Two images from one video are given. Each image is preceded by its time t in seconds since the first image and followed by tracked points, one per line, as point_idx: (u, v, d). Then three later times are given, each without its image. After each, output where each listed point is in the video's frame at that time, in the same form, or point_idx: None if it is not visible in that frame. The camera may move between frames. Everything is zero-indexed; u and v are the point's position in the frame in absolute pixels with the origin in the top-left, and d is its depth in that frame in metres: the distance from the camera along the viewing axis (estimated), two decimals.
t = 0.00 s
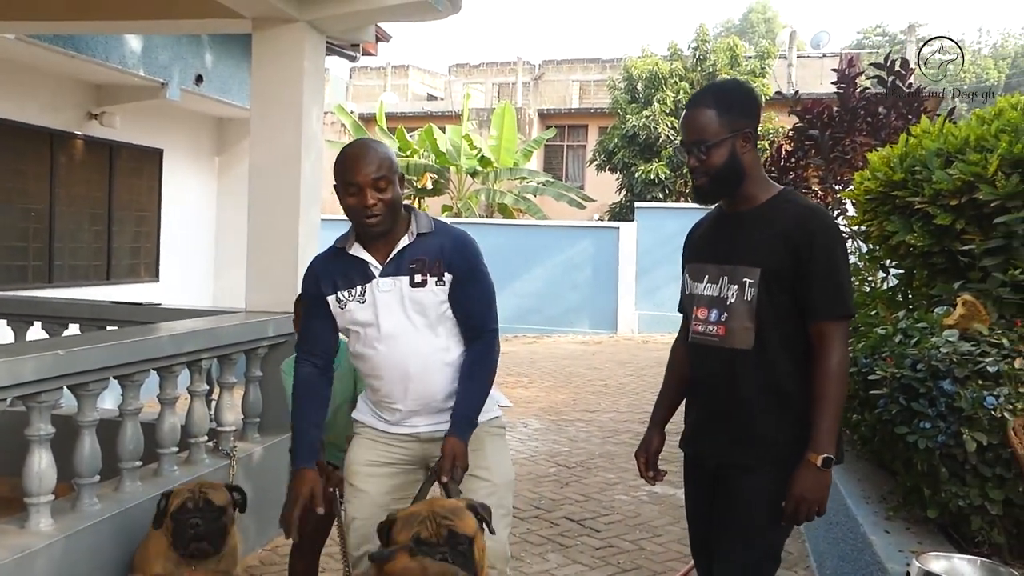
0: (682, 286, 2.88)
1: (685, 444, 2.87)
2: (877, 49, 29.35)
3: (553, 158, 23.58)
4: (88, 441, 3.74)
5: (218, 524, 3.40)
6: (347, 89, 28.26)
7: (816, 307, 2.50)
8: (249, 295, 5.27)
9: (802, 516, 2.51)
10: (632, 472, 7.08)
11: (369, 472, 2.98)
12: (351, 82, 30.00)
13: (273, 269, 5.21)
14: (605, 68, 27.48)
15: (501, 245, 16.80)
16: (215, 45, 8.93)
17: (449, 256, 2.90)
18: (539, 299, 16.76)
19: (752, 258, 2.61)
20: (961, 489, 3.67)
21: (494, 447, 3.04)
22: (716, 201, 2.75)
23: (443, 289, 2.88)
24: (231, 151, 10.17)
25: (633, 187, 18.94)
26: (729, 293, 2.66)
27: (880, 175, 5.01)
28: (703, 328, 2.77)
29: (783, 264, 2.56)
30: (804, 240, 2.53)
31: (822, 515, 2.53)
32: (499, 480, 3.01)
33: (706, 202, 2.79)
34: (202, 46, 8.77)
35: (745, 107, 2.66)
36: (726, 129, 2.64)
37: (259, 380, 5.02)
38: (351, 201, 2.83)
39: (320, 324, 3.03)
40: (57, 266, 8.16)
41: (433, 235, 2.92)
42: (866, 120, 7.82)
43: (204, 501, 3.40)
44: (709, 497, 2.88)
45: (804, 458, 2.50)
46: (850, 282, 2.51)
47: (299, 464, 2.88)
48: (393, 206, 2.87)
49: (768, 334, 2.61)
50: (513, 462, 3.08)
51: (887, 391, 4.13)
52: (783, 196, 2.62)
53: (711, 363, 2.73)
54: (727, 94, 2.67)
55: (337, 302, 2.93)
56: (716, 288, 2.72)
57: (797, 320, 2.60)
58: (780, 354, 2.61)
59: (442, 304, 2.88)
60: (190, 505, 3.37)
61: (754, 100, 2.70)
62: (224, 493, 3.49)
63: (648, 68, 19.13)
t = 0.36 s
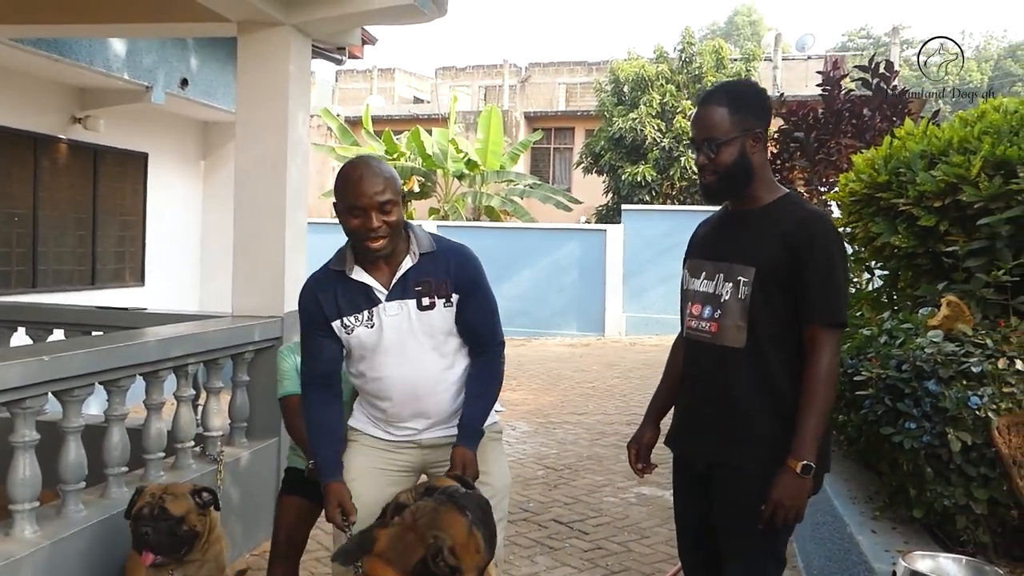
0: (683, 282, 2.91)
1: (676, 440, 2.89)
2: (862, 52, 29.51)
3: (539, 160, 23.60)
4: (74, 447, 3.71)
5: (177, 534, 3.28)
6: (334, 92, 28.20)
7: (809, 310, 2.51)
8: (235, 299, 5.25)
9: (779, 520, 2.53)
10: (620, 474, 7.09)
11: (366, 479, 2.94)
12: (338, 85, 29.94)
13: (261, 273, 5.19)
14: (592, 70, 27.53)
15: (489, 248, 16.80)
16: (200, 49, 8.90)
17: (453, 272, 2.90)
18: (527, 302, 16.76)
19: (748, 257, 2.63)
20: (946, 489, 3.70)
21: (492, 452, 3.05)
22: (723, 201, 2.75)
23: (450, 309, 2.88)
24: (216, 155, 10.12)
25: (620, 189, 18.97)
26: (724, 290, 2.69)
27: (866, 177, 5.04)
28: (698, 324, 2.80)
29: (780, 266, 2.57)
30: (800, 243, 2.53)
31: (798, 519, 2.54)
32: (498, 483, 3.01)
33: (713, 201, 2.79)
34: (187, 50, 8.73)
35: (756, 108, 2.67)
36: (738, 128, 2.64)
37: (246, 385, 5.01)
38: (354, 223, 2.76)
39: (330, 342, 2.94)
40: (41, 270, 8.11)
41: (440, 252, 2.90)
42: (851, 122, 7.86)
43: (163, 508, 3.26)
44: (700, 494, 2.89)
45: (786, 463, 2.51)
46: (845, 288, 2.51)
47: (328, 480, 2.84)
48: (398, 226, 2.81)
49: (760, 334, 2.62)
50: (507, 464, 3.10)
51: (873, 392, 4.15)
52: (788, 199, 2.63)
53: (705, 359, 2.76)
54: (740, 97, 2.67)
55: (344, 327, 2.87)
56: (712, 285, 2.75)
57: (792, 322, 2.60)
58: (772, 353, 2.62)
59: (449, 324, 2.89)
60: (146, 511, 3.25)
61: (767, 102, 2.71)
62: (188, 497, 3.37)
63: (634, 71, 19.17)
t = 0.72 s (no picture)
0: (697, 284, 2.92)
1: (687, 445, 2.89)
2: (846, 54, 29.68)
3: (527, 162, 23.61)
4: (59, 451, 3.69)
5: (149, 558, 3.23)
6: (320, 94, 28.14)
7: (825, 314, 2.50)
8: (221, 300, 5.24)
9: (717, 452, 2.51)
10: (608, 475, 7.10)
11: (353, 479, 2.90)
12: (323, 87, 29.88)
13: (248, 275, 5.18)
14: (579, 72, 27.56)
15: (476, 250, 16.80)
16: (185, 50, 8.86)
17: (462, 267, 2.93)
18: (514, 303, 16.78)
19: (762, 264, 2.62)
20: (931, 489, 3.73)
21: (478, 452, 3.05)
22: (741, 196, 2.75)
23: (455, 301, 2.91)
24: (202, 157, 10.07)
25: (608, 191, 18.99)
26: (737, 296, 2.69)
27: (851, 178, 5.06)
28: (710, 328, 2.81)
29: (795, 272, 2.56)
30: (816, 249, 2.52)
31: (741, 458, 2.49)
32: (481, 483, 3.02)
33: (729, 198, 2.79)
34: (172, 51, 8.69)
35: (782, 104, 2.65)
36: (759, 122, 2.63)
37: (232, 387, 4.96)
38: (386, 193, 2.82)
39: (320, 309, 2.91)
40: (26, 274, 8.06)
41: (450, 244, 2.95)
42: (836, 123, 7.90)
43: (134, 532, 3.21)
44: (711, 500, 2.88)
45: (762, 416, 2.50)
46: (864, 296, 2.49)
47: (300, 449, 2.84)
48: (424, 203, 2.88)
49: (773, 340, 2.62)
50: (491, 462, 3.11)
51: (859, 392, 4.17)
52: (810, 204, 2.62)
53: (717, 365, 2.76)
54: (767, 91, 2.65)
55: (344, 299, 2.85)
56: (725, 289, 2.75)
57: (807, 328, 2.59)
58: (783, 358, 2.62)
59: (451, 316, 2.91)
60: (118, 535, 3.22)
61: (797, 102, 2.69)
62: (162, 517, 3.28)
63: (621, 72, 19.22)
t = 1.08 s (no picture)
0: (710, 284, 2.92)
1: (694, 447, 2.86)
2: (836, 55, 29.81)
3: (517, 163, 23.62)
4: (46, 455, 3.67)
5: (136, 568, 3.23)
6: (310, 95, 28.09)
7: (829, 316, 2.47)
8: (210, 302, 5.22)
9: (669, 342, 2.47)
10: (598, 477, 7.10)
11: (333, 480, 2.93)
12: (313, 89, 29.83)
13: (237, 277, 5.16)
14: (569, 73, 27.57)
15: (466, 252, 16.80)
16: (174, 52, 8.84)
17: (424, 266, 2.95)
18: (505, 305, 16.77)
19: (774, 269, 2.62)
20: (919, 489, 3.76)
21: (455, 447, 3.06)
22: (756, 200, 2.75)
23: (420, 299, 2.92)
24: (191, 160, 10.04)
25: (598, 192, 19.00)
26: (750, 300, 2.68)
27: (839, 179, 5.07)
28: (723, 329, 2.79)
29: (808, 278, 2.55)
30: (827, 254, 2.50)
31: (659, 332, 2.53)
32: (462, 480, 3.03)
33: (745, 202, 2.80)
34: (160, 53, 8.67)
35: (795, 107, 2.64)
36: (771, 125, 2.64)
37: (222, 390, 4.95)
38: (352, 189, 2.92)
39: (282, 317, 3.02)
40: (13, 277, 8.01)
41: (409, 243, 2.99)
42: (825, 125, 7.93)
43: (118, 544, 3.21)
44: (717, 504, 2.86)
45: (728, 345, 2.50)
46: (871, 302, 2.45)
47: (268, 444, 2.99)
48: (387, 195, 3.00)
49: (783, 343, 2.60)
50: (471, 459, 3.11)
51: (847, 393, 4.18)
52: (825, 209, 2.60)
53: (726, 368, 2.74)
54: (782, 95, 2.66)
55: (307, 307, 2.90)
56: (738, 292, 2.74)
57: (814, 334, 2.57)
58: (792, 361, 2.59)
59: (418, 313, 2.92)
60: (104, 547, 3.22)
61: (815, 105, 2.68)
62: (148, 529, 3.26)
63: (611, 74, 19.25)
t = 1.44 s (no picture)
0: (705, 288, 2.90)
1: (689, 449, 2.85)
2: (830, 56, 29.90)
3: (512, 165, 23.63)
4: (37, 459, 3.65)
5: (134, 560, 3.15)
6: (305, 97, 28.10)
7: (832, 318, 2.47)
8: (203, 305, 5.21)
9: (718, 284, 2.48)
10: (593, 479, 7.10)
11: (342, 477, 2.95)
12: (308, 91, 29.82)
13: (229, 280, 5.15)
14: (564, 75, 27.58)
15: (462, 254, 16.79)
16: (168, 54, 8.83)
17: (461, 281, 2.94)
18: (500, 307, 16.77)
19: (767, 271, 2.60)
20: (911, 490, 3.76)
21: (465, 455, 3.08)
22: (747, 207, 2.76)
23: (448, 312, 2.91)
24: (184, 162, 10.03)
25: (593, 194, 19.01)
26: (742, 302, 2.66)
27: (831, 181, 5.08)
28: (715, 331, 2.76)
29: (803, 281, 2.55)
30: (825, 258, 2.50)
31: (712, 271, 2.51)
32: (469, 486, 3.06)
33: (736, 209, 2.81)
34: (154, 55, 8.66)
35: (774, 110, 2.64)
36: (751, 131, 2.64)
37: (214, 394, 4.96)
38: (390, 200, 2.87)
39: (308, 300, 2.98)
40: (6, 279, 7.98)
41: (452, 257, 2.95)
42: (819, 126, 7.94)
43: (116, 536, 3.14)
44: (714, 506, 2.86)
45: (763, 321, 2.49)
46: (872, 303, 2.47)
47: (267, 429, 2.97)
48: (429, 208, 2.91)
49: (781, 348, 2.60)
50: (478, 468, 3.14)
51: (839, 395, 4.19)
52: (818, 211, 2.60)
53: (719, 369, 2.74)
54: (759, 100, 2.66)
55: (338, 294, 2.89)
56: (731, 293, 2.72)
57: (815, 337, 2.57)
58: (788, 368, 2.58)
59: (442, 323, 2.91)
60: (101, 540, 3.13)
61: (795, 105, 2.67)
62: (144, 521, 3.23)
63: (606, 75, 19.28)
